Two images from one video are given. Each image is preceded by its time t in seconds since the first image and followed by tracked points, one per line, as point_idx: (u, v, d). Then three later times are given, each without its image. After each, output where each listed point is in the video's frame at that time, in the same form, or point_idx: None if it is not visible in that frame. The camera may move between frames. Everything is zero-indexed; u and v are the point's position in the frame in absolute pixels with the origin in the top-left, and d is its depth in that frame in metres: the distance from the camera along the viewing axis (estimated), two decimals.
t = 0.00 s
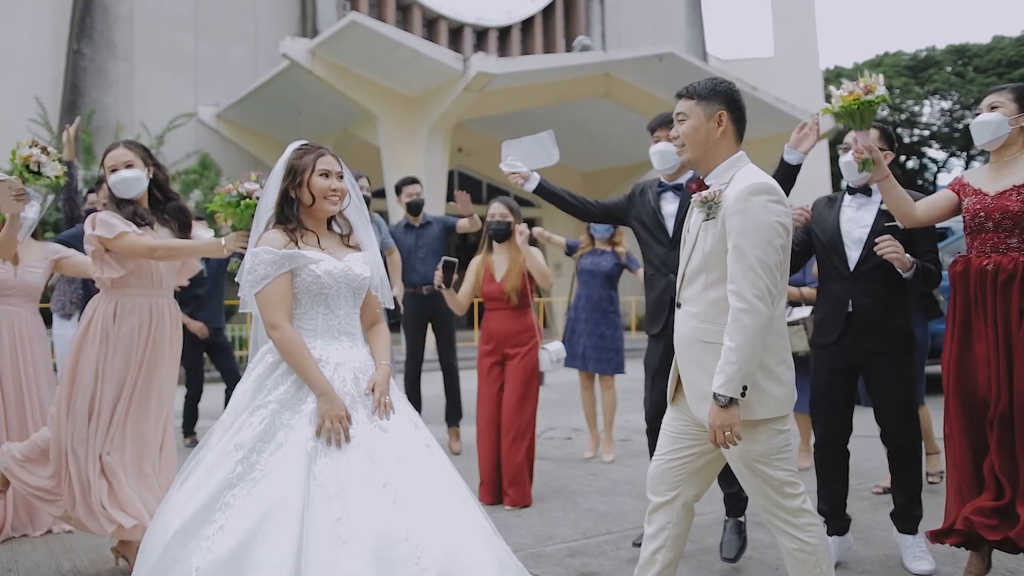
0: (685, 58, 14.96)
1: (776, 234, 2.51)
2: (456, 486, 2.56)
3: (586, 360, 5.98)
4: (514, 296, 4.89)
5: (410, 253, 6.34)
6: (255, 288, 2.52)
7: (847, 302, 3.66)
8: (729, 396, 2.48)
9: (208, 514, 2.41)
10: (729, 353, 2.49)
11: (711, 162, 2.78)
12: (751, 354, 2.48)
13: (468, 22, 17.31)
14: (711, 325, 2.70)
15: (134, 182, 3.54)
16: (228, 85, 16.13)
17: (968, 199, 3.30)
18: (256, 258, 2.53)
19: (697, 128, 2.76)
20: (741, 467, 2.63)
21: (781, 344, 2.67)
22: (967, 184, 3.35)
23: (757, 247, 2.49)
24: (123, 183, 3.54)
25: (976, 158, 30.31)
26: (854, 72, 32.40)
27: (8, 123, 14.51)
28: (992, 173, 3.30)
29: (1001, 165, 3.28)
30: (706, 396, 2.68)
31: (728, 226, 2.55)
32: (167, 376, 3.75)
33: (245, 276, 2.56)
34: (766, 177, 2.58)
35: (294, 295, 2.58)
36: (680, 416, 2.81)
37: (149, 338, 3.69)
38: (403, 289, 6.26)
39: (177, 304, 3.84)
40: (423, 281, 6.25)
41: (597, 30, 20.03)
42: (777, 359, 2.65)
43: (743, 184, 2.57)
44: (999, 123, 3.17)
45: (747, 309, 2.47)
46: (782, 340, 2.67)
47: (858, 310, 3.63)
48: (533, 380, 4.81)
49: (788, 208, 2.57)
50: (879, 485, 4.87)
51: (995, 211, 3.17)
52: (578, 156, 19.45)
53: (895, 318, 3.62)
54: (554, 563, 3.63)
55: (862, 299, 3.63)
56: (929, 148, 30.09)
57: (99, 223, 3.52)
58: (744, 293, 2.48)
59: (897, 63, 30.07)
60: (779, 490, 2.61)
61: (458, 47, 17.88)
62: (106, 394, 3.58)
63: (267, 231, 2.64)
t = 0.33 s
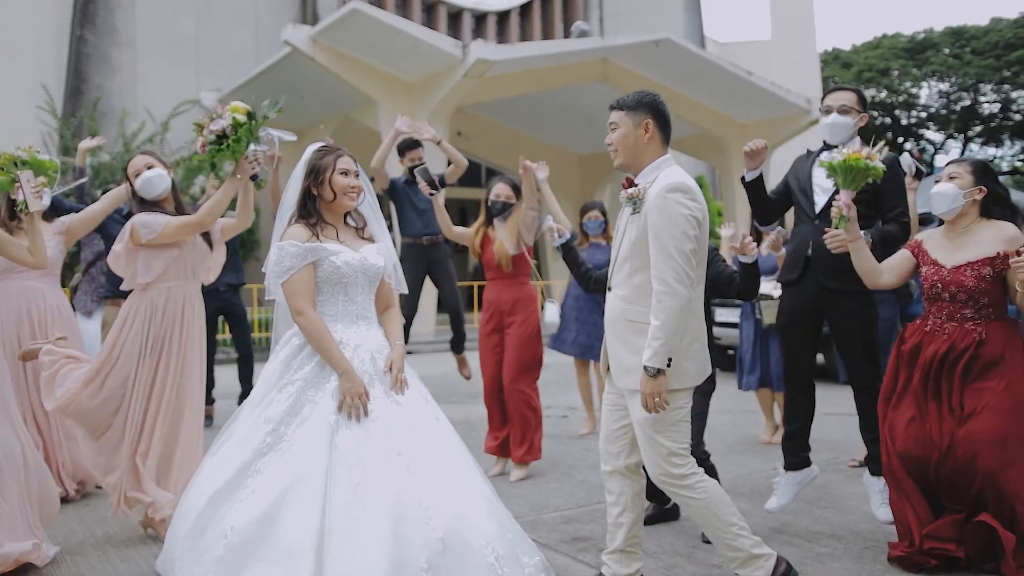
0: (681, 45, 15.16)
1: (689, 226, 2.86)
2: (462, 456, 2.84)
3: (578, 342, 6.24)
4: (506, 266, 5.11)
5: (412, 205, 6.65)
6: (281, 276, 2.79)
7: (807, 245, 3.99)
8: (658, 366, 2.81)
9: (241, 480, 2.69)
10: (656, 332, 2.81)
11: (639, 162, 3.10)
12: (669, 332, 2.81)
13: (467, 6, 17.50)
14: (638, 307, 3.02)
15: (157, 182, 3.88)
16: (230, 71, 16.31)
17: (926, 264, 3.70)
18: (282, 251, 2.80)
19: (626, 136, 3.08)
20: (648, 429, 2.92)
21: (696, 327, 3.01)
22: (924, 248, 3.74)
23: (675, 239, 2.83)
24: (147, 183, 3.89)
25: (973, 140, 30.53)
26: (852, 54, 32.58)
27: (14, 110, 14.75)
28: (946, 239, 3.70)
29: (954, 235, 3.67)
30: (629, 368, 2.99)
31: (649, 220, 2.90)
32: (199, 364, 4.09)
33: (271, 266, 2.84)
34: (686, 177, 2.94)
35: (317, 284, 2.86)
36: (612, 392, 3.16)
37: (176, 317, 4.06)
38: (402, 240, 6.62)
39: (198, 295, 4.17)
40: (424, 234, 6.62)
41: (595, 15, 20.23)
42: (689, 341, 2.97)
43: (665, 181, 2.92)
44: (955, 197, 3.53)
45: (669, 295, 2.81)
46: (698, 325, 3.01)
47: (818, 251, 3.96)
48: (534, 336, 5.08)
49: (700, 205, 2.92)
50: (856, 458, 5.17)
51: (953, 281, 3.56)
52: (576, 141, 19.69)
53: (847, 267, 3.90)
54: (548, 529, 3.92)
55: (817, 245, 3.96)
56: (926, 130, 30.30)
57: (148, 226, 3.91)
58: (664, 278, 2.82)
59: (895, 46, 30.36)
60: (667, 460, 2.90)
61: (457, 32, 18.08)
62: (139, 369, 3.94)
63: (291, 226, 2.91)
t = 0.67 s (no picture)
0: (677, 45, 15.38)
1: (636, 231, 3.08)
2: (466, 442, 3.12)
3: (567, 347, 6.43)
4: (507, 281, 5.42)
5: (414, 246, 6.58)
6: (302, 278, 3.06)
7: (783, 312, 4.18)
8: (610, 353, 3.05)
9: (267, 463, 2.98)
10: (610, 321, 3.04)
11: (594, 170, 3.30)
12: (619, 324, 3.04)
13: (465, 6, 17.78)
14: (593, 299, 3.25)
15: (183, 190, 4.20)
16: (230, 71, 16.58)
17: (885, 210, 3.83)
18: (301, 257, 3.07)
19: (582, 146, 3.29)
20: (590, 400, 3.18)
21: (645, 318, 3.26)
22: (886, 198, 3.86)
23: (623, 240, 3.06)
24: (171, 195, 4.21)
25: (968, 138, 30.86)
26: (848, 52, 32.93)
27: (20, 110, 15.00)
28: (906, 188, 3.81)
29: (913, 185, 3.79)
30: (578, 353, 3.24)
31: (602, 224, 3.13)
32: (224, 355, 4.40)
33: (292, 270, 3.11)
34: (636, 186, 3.17)
35: (334, 286, 3.14)
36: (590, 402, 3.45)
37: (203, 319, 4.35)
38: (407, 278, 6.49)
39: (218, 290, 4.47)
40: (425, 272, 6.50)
41: (592, 15, 20.48)
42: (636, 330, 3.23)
43: (617, 188, 3.15)
44: (911, 150, 3.66)
45: (619, 292, 3.04)
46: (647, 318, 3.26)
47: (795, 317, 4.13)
48: (524, 353, 5.42)
49: (648, 209, 3.15)
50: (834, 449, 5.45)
51: (908, 222, 3.70)
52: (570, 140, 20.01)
53: (822, 331, 4.07)
54: (541, 512, 4.20)
55: (792, 308, 4.15)
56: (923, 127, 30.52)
57: (169, 232, 4.18)
58: (613, 278, 3.05)
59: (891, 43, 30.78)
60: (588, 437, 3.18)
61: (456, 32, 18.33)
62: (176, 361, 4.24)
63: (309, 232, 3.19)
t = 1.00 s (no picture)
0: (675, 46, 15.63)
1: (604, 241, 3.34)
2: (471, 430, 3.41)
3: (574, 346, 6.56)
4: (510, 273, 5.71)
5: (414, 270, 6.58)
6: (321, 279, 3.34)
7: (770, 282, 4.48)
8: (582, 352, 3.27)
9: (288, 450, 3.27)
10: (583, 321, 3.28)
11: (568, 177, 3.56)
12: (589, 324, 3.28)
13: (466, 6, 18.03)
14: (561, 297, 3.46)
15: (204, 198, 4.47)
16: (234, 72, 16.85)
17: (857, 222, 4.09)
18: (320, 260, 3.35)
19: (551, 159, 3.54)
20: (552, 390, 3.40)
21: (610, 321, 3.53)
22: (858, 215, 4.12)
23: (591, 247, 3.32)
24: (193, 202, 4.48)
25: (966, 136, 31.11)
26: (847, 50, 33.20)
27: (28, 111, 15.28)
28: (874, 203, 4.08)
29: (882, 199, 4.05)
30: (545, 348, 3.44)
31: (572, 233, 3.38)
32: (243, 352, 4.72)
33: (311, 272, 3.39)
34: (604, 198, 3.42)
35: (350, 285, 3.42)
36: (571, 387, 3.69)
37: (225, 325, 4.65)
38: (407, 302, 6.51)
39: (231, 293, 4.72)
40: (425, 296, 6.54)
41: (592, 16, 20.72)
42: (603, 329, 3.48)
43: (585, 200, 3.40)
44: (877, 164, 3.94)
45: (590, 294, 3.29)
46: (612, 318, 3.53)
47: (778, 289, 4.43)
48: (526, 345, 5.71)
49: (613, 220, 3.41)
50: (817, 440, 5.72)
51: (877, 236, 3.95)
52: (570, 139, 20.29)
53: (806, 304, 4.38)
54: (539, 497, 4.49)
55: (777, 276, 4.45)
56: (921, 125, 30.75)
57: (190, 234, 4.45)
58: (586, 279, 3.30)
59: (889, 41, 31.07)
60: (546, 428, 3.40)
61: (456, 32, 18.58)
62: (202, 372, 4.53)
63: (326, 237, 3.47)
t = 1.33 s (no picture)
0: (672, 46, 15.87)
1: (563, 253, 3.58)
2: (472, 415, 3.70)
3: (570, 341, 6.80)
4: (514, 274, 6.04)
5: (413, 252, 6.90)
6: (335, 276, 3.60)
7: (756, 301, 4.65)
8: (544, 352, 3.50)
9: (305, 432, 3.57)
10: (541, 327, 3.51)
11: (531, 185, 3.76)
12: (546, 333, 3.51)
13: (466, 5, 18.28)
14: (515, 301, 3.69)
15: (227, 204, 4.74)
16: (238, 71, 17.10)
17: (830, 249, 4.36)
18: (336, 259, 3.60)
19: (514, 169, 3.75)
20: (518, 389, 3.63)
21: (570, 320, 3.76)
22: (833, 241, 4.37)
23: (546, 255, 3.54)
24: (217, 208, 4.75)
25: (965, 133, 31.33)
26: (845, 47, 33.46)
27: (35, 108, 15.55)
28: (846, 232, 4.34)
29: (852, 227, 4.30)
30: (506, 347, 3.67)
31: (530, 241, 3.60)
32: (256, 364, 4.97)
33: (327, 269, 3.65)
34: (562, 209, 3.63)
35: (364, 281, 3.68)
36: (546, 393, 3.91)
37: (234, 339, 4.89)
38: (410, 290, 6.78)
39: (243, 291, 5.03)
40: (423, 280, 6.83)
41: (591, 14, 20.96)
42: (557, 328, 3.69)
43: (544, 209, 3.62)
44: (847, 195, 4.19)
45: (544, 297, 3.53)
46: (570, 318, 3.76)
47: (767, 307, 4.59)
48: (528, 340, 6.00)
49: (569, 229, 3.63)
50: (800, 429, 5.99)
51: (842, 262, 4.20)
52: (569, 135, 20.54)
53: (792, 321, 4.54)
54: (536, 483, 4.76)
55: (765, 296, 4.60)
56: (919, 122, 30.98)
57: (194, 242, 4.63)
58: (541, 287, 3.53)
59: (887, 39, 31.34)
60: (524, 430, 3.64)
61: (457, 31, 18.83)
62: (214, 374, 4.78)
63: (340, 238, 3.73)
